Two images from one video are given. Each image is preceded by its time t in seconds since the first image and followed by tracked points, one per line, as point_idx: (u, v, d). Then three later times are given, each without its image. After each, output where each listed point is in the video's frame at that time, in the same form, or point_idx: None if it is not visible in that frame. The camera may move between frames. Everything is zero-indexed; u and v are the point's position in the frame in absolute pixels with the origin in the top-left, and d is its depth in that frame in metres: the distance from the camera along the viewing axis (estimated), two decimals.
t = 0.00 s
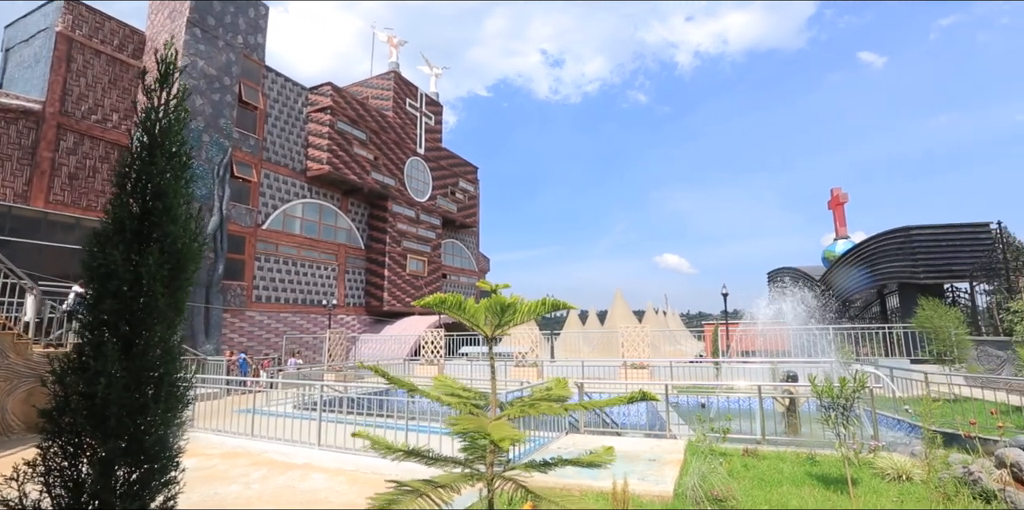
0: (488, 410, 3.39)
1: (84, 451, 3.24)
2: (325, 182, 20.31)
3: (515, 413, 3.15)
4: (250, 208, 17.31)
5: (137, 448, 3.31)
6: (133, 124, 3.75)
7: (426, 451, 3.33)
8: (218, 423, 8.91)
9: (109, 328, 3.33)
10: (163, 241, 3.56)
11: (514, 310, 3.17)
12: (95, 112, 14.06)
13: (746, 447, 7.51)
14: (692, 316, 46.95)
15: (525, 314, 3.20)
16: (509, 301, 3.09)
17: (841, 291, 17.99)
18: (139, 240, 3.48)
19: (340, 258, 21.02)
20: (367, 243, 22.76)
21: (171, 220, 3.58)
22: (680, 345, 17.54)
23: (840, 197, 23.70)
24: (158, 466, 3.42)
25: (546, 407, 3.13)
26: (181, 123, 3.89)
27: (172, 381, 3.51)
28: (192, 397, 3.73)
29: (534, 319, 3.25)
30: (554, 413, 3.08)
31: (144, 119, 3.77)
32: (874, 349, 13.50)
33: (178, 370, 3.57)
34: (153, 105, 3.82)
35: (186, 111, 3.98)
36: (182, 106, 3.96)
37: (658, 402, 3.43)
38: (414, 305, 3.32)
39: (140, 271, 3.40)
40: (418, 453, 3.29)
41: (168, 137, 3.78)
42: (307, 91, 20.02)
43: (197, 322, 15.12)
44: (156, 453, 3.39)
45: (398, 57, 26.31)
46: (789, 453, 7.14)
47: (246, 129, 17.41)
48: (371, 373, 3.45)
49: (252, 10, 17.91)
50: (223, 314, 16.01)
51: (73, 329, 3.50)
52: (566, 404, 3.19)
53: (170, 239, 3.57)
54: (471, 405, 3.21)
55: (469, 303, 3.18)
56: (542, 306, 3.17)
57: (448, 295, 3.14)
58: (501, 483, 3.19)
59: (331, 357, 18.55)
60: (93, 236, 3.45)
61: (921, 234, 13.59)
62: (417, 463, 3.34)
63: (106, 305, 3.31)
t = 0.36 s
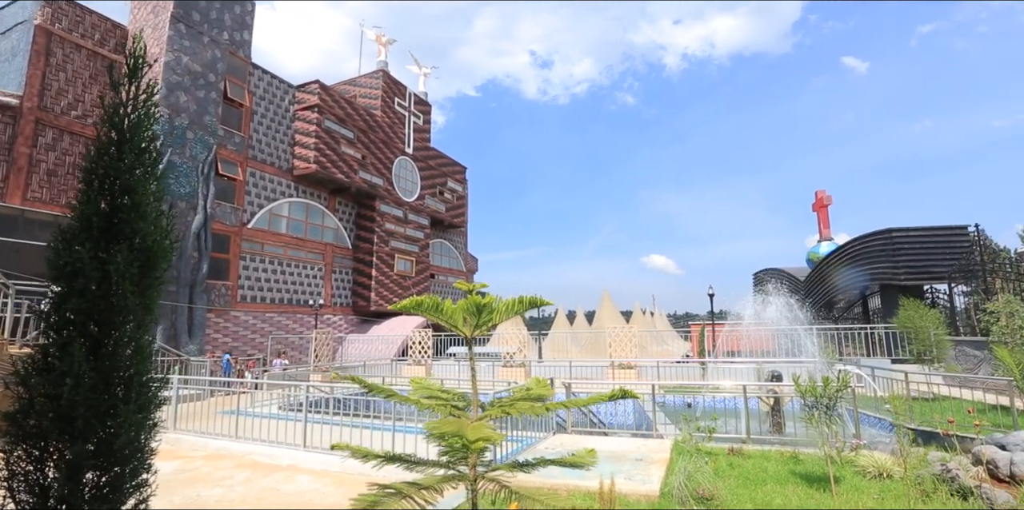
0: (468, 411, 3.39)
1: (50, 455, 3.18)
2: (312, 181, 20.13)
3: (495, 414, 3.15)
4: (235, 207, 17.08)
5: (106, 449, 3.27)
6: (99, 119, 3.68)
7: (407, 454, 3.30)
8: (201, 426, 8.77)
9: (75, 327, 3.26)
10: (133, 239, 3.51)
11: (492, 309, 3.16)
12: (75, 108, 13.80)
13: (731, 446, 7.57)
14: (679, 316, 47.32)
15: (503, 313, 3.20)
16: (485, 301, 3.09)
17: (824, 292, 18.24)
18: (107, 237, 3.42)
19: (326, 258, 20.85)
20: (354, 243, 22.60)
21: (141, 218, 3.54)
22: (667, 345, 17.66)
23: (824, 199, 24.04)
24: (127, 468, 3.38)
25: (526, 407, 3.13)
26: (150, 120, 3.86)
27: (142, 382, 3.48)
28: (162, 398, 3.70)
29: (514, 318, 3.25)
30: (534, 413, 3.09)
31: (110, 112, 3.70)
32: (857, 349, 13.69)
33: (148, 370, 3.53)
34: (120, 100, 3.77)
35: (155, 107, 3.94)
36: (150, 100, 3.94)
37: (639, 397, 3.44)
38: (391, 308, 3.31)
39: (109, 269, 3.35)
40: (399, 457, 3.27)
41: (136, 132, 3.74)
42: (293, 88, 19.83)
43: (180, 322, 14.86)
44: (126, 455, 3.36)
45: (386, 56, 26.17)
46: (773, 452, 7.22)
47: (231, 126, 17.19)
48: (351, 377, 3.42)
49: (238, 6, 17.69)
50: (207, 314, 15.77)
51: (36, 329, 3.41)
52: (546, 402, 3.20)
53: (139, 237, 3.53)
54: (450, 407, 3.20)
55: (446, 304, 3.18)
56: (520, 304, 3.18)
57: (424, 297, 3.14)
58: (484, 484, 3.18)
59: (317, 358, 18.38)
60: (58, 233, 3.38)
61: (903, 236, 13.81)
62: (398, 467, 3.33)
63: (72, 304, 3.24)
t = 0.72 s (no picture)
0: (457, 411, 3.37)
1: (15, 456, 3.10)
2: (298, 179, 19.94)
3: (484, 413, 3.14)
4: (219, 205, 16.86)
5: (74, 449, 3.22)
6: (62, 118, 3.60)
7: (395, 453, 3.28)
8: (183, 427, 8.62)
9: (40, 327, 3.19)
10: (99, 237, 3.45)
11: (484, 309, 3.15)
12: (53, 103, 13.51)
13: (716, 445, 7.63)
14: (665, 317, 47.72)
15: (494, 313, 3.20)
16: (478, 301, 3.09)
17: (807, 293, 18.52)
18: (73, 235, 3.36)
19: (313, 257, 20.66)
20: (341, 242, 22.43)
21: (108, 216, 3.48)
22: (653, 345, 17.77)
23: (808, 202, 24.40)
24: (97, 469, 3.33)
25: (516, 406, 3.13)
26: (116, 119, 3.79)
27: (111, 381, 3.43)
28: (133, 397, 3.65)
29: (504, 319, 3.24)
30: (523, 413, 3.09)
31: (74, 111, 3.62)
32: (839, 349, 13.90)
33: (117, 369, 3.48)
34: (85, 99, 3.69)
35: (121, 106, 3.86)
36: (115, 101, 3.85)
37: (626, 399, 3.45)
38: (382, 306, 3.29)
39: (74, 267, 3.28)
40: (387, 456, 3.25)
41: (101, 131, 3.66)
42: (280, 86, 19.62)
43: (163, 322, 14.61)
44: (95, 455, 3.31)
45: (374, 54, 26.02)
46: (757, 451, 7.30)
47: (216, 124, 16.95)
48: (339, 376, 3.39)
49: (224, 2, 17.46)
50: (190, 315, 15.53)
51: None
52: (535, 403, 3.20)
53: (106, 235, 3.47)
54: (440, 407, 3.18)
55: (438, 303, 3.16)
56: (511, 306, 3.17)
57: (416, 295, 3.12)
58: (472, 483, 3.17)
59: (303, 358, 18.20)
60: (21, 232, 3.30)
61: (885, 238, 14.05)
62: (386, 466, 3.30)
63: (37, 303, 3.18)
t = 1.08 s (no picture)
0: (448, 411, 3.37)
1: None
2: (284, 178, 19.75)
3: (473, 415, 3.13)
4: (204, 203, 16.63)
5: (55, 449, 3.17)
6: (42, 119, 3.52)
7: (384, 453, 3.27)
8: (166, 428, 8.48)
9: (21, 327, 3.12)
10: (81, 237, 3.40)
11: (477, 311, 3.15)
12: (31, 97, 13.22)
13: (702, 444, 7.70)
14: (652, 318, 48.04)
15: (486, 315, 3.20)
16: (470, 302, 3.08)
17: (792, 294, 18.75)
18: (55, 235, 3.30)
19: (299, 256, 20.46)
20: (328, 242, 22.25)
21: (90, 216, 3.43)
22: (640, 345, 17.88)
23: (793, 204, 24.73)
24: (78, 468, 3.28)
25: (506, 408, 3.12)
26: (97, 120, 3.73)
27: (93, 380, 3.39)
28: (113, 398, 3.60)
29: (496, 320, 3.24)
30: (513, 414, 3.08)
31: (55, 112, 3.55)
32: (822, 349, 14.11)
33: (98, 369, 3.44)
34: (66, 100, 3.62)
35: (103, 107, 3.80)
36: (96, 103, 3.79)
37: (616, 403, 3.47)
38: (375, 304, 3.27)
39: (56, 266, 3.23)
40: (376, 455, 3.23)
41: (82, 132, 3.60)
42: (266, 83, 19.41)
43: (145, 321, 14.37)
44: (77, 455, 3.26)
45: (362, 52, 25.85)
46: (742, 450, 7.39)
47: (201, 121, 16.72)
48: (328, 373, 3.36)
49: None
50: (173, 314, 15.29)
51: None
52: (525, 405, 3.20)
53: (88, 235, 3.41)
54: (430, 407, 3.18)
55: (431, 303, 3.15)
56: (504, 307, 3.17)
57: (409, 294, 3.11)
58: (460, 484, 3.16)
59: (289, 358, 18.03)
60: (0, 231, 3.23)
61: (867, 240, 14.29)
62: (375, 466, 3.29)
63: (18, 302, 3.11)
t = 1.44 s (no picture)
0: (433, 412, 3.36)
1: None
2: (271, 176, 19.55)
3: (459, 415, 3.13)
4: (189, 202, 16.40)
5: (49, 451, 3.12)
6: (46, 119, 3.51)
7: (369, 455, 3.25)
8: (149, 430, 8.34)
9: (17, 327, 3.06)
10: (82, 236, 3.34)
11: (460, 310, 3.15)
12: (10, 92, 12.94)
13: (689, 444, 7.76)
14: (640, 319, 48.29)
15: (469, 314, 3.20)
16: (452, 302, 3.08)
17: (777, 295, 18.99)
18: (55, 234, 3.25)
19: (286, 256, 20.28)
20: (316, 241, 22.07)
21: (91, 216, 3.38)
22: (629, 346, 17.98)
23: (779, 206, 25.02)
24: (71, 471, 3.23)
25: (491, 408, 3.13)
26: (101, 120, 3.70)
27: (89, 382, 3.33)
28: (109, 400, 3.55)
29: (480, 319, 3.24)
30: (499, 414, 3.08)
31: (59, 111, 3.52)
32: (806, 349, 14.29)
33: (95, 370, 3.38)
34: (70, 100, 3.59)
35: (107, 107, 3.77)
36: (102, 101, 3.75)
37: (602, 401, 3.48)
38: (357, 306, 3.26)
39: (55, 267, 3.18)
40: (361, 458, 3.21)
41: (86, 132, 3.57)
42: (253, 80, 19.21)
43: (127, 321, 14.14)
44: (70, 458, 3.21)
45: (351, 50, 25.68)
46: (728, 449, 7.47)
47: (186, 118, 16.49)
48: (312, 375, 3.32)
49: None
50: (157, 314, 15.07)
51: None
52: (511, 404, 3.21)
53: (89, 235, 3.36)
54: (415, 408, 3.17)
55: (414, 303, 3.15)
56: (487, 306, 3.18)
57: (391, 296, 3.11)
58: (447, 485, 3.16)
59: (275, 359, 17.85)
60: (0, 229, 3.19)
61: (851, 242, 14.50)
62: (360, 468, 3.27)
63: (15, 302, 3.05)
